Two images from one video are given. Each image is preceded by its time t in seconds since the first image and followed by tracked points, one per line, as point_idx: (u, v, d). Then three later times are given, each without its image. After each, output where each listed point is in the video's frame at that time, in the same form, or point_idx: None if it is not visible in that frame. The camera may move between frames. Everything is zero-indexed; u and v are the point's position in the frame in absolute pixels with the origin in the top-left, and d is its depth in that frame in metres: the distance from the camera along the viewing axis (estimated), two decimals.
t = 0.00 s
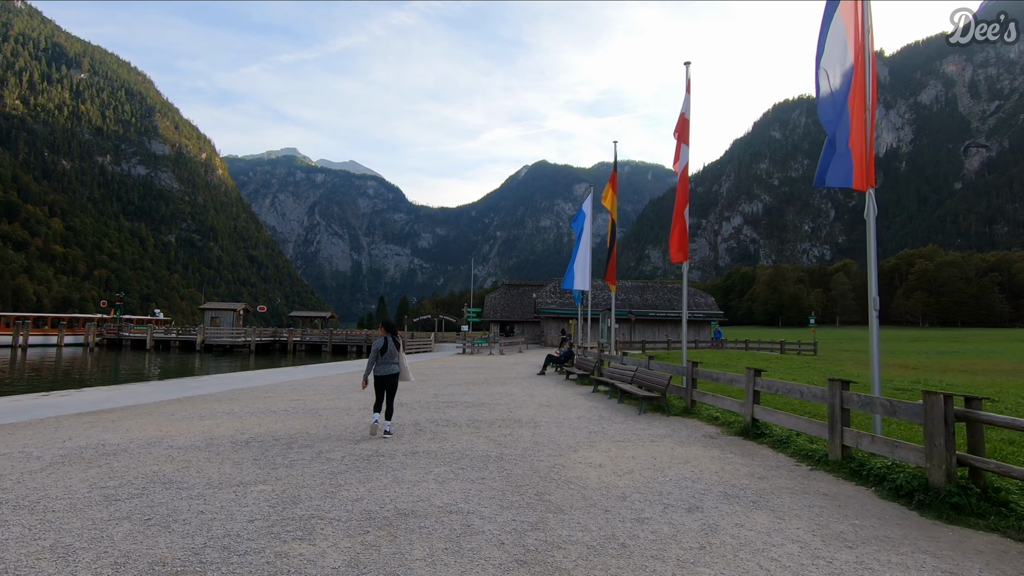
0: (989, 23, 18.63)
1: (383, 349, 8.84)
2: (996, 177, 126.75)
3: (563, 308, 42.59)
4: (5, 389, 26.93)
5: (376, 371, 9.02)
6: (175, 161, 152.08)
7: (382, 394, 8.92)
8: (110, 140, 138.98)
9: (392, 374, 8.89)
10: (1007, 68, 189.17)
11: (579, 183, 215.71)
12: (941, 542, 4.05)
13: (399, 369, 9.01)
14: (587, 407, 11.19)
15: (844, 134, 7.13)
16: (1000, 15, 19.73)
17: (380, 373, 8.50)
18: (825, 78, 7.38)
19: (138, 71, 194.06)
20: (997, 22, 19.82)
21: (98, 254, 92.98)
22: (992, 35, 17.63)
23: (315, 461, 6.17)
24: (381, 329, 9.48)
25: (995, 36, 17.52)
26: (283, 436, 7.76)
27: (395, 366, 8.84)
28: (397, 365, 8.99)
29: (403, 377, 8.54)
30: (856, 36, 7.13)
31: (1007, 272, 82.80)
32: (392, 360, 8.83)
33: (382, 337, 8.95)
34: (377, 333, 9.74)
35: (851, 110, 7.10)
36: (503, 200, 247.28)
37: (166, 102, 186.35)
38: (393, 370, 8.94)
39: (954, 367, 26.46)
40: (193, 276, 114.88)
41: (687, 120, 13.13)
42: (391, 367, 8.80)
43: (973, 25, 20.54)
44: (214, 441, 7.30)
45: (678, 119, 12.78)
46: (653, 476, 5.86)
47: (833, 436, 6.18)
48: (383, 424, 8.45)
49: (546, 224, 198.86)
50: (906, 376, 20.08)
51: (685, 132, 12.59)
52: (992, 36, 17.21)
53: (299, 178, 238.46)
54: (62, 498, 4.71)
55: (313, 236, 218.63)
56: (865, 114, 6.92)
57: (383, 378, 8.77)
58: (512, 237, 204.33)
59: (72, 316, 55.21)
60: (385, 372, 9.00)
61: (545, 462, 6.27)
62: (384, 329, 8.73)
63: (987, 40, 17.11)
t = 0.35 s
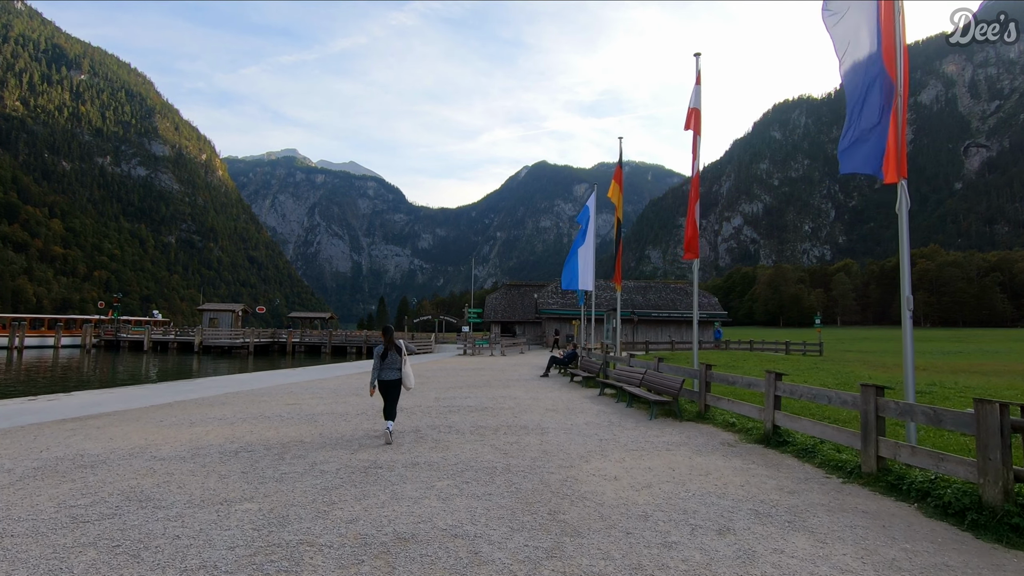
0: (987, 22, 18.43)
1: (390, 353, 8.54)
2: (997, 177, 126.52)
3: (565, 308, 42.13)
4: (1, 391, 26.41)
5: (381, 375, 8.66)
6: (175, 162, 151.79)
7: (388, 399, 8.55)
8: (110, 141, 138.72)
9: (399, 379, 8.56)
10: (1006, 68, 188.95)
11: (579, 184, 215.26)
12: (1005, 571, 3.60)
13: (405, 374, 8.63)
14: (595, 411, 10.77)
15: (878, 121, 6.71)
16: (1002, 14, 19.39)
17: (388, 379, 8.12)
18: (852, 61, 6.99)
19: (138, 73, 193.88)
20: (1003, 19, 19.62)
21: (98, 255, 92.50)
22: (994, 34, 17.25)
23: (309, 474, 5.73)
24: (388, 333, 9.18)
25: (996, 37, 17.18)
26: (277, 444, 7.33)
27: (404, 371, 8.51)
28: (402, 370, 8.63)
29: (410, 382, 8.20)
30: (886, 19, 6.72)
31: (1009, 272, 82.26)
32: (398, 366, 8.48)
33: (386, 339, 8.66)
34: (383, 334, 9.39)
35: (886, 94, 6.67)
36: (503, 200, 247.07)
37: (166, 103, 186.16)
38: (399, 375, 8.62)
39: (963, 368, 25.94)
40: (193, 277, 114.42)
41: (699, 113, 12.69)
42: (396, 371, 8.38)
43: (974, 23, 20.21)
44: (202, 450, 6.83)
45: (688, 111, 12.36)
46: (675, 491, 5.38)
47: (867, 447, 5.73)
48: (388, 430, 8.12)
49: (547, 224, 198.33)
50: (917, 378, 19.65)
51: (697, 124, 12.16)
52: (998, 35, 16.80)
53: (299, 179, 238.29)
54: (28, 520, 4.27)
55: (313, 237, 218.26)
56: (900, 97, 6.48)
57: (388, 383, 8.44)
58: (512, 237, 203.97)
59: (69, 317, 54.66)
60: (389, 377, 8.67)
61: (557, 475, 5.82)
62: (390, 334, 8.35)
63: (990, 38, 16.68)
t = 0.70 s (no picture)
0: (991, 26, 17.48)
1: (394, 348, 9.33)
2: (998, 176, 126.13)
3: (568, 308, 41.55)
4: None
5: (387, 370, 9.33)
6: (176, 163, 151.39)
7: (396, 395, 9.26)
8: (110, 141, 138.32)
9: (405, 375, 9.23)
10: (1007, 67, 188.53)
11: (579, 184, 214.87)
12: None
13: (409, 370, 9.27)
14: (607, 414, 10.30)
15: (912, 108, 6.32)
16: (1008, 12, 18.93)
17: (395, 374, 8.80)
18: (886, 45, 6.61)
19: (139, 74, 193.66)
20: (996, 24, 19.37)
21: (98, 256, 92.04)
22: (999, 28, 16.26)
23: (301, 485, 5.29)
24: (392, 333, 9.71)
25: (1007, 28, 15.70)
26: (273, 451, 6.86)
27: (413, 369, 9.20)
28: (408, 365, 9.31)
29: (414, 377, 8.82)
30: None
31: (1012, 271, 81.66)
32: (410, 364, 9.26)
33: (390, 338, 9.35)
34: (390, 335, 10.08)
35: (922, 77, 6.32)
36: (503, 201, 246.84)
37: (167, 104, 185.91)
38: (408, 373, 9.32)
39: (972, 367, 25.49)
40: (193, 278, 113.99)
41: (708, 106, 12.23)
42: (401, 367, 9.02)
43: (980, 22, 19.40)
44: (191, 458, 6.37)
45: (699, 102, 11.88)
46: (700, 503, 4.93)
47: (908, 455, 5.29)
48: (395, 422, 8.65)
49: (547, 224, 197.99)
50: (930, 377, 19.16)
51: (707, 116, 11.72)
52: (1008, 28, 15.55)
53: (300, 180, 238.06)
54: None
55: (313, 237, 217.90)
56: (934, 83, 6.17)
57: (394, 379, 9.08)
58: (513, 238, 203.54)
59: (67, 318, 54.16)
60: (397, 372, 9.35)
61: (573, 485, 5.38)
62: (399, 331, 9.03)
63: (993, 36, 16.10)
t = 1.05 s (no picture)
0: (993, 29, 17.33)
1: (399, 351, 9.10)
2: (999, 176, 125.95)
3: (570, 308, 41.02)
4: None
5: (391, 373, 9.27)
6: (177, 163, 150.83)
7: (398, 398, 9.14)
8: (111, 142, 137.88)
9: (408, 378, 9.07)
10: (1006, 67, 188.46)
11: (580, 184, 214.44)
12: None
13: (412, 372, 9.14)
14: (614, 419, 9.85)
15: (945, 84, 5.84)
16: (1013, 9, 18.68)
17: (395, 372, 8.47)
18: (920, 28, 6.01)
19: (139, 75, 193.28)
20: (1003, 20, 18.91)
21: (99, 257, 91.60)
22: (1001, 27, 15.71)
23: (289, 502, 4.83)
24: (397, 335, 9.60)
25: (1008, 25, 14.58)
26: (261, 459, 6.43)
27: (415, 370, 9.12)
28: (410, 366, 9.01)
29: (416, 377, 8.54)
30: None
31: (1013, 271, 81.25)
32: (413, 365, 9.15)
33: (395, 341, 9.18)
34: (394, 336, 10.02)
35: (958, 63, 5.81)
36: (504, 201, 246.56)
37: (167, 105, 185.59)
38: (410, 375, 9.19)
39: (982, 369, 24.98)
40: (194, 278, 113.66)
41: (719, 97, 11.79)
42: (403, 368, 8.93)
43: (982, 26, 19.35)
44: (173, 469, 5.91)
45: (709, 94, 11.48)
46: (727, 521, 4.47)
47: (948, 466, 4.87)
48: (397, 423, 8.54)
49: (547, 225, 197.55)
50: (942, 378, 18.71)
51: (719, 108, 11.29)
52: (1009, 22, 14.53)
53: (300, 181, 237.83)
54: None
55: (313, 238, 217.54)
56: (972, 61, 5.73)
57: (397, 381, 8.98)
58: (513, 238, 203.16)
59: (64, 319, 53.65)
60: (401, 375, 9.19)
61: (584, 499, 4.96)
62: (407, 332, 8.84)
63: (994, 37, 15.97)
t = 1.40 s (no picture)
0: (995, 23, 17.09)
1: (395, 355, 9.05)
2: (999, 176, 125.63)
3: (571, 308, 40.53)
4: None
5: (388, 377, 9.09)
6: (177, 164, 150.31)
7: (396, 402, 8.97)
8: (111, 143, 137.50)
9: (406, 381, 8.96)
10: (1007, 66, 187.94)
11: (580, 184, 214.06)
12: None
13: (410, 376, 9.00)
14: (620, 424, 9.40)
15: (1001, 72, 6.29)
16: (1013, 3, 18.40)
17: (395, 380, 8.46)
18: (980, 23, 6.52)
19: (140, 75, 193.08)
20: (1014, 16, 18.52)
21: (99, 257, 91.28)
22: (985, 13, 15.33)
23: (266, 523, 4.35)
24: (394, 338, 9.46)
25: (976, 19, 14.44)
26: (245, 471, 5.98)
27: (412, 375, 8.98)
28: (408, 371, 9.01)
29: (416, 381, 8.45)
30: None
31: (1015, 271, 80.76)
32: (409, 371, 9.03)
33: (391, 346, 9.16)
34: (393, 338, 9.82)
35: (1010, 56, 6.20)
36: (504, 202, 246.32)
37: (168, 106, 185.32)
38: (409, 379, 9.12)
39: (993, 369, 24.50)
40: (194, 278, 113.33)
41: (727, 86, 11.33)
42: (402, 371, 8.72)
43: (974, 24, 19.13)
44: (146, 484, 5.44)
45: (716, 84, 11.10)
46: (757, 545, 4.01)
47: (996, 482, 4.42)
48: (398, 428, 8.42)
49: (547, 225, 197.09)
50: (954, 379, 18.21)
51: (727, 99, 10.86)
52: None
53: (301, 181, 237.56)
54: None
55: (314, 238, 217.11)
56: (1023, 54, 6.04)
57: (395, 384, 8.84)
58: (514, 239, 202.73)
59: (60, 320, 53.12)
60: (397, 379, 9.07)
61: (593, 518, 4.50)
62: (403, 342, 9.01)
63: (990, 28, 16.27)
